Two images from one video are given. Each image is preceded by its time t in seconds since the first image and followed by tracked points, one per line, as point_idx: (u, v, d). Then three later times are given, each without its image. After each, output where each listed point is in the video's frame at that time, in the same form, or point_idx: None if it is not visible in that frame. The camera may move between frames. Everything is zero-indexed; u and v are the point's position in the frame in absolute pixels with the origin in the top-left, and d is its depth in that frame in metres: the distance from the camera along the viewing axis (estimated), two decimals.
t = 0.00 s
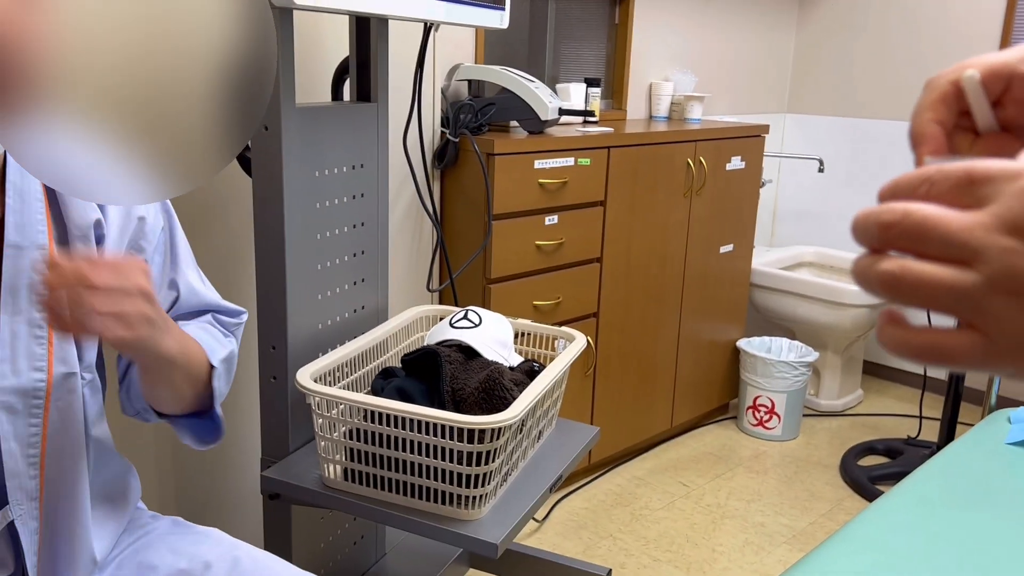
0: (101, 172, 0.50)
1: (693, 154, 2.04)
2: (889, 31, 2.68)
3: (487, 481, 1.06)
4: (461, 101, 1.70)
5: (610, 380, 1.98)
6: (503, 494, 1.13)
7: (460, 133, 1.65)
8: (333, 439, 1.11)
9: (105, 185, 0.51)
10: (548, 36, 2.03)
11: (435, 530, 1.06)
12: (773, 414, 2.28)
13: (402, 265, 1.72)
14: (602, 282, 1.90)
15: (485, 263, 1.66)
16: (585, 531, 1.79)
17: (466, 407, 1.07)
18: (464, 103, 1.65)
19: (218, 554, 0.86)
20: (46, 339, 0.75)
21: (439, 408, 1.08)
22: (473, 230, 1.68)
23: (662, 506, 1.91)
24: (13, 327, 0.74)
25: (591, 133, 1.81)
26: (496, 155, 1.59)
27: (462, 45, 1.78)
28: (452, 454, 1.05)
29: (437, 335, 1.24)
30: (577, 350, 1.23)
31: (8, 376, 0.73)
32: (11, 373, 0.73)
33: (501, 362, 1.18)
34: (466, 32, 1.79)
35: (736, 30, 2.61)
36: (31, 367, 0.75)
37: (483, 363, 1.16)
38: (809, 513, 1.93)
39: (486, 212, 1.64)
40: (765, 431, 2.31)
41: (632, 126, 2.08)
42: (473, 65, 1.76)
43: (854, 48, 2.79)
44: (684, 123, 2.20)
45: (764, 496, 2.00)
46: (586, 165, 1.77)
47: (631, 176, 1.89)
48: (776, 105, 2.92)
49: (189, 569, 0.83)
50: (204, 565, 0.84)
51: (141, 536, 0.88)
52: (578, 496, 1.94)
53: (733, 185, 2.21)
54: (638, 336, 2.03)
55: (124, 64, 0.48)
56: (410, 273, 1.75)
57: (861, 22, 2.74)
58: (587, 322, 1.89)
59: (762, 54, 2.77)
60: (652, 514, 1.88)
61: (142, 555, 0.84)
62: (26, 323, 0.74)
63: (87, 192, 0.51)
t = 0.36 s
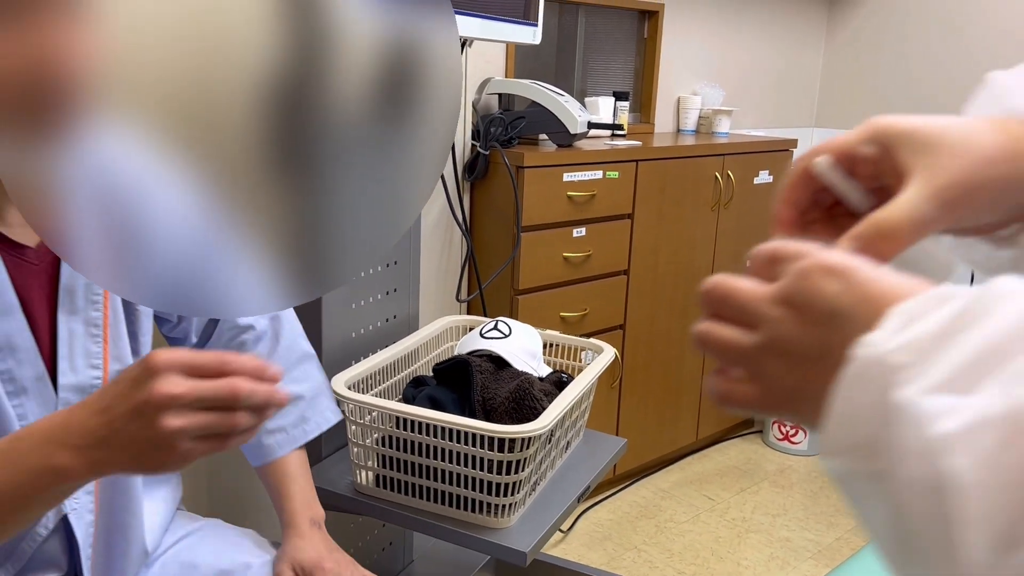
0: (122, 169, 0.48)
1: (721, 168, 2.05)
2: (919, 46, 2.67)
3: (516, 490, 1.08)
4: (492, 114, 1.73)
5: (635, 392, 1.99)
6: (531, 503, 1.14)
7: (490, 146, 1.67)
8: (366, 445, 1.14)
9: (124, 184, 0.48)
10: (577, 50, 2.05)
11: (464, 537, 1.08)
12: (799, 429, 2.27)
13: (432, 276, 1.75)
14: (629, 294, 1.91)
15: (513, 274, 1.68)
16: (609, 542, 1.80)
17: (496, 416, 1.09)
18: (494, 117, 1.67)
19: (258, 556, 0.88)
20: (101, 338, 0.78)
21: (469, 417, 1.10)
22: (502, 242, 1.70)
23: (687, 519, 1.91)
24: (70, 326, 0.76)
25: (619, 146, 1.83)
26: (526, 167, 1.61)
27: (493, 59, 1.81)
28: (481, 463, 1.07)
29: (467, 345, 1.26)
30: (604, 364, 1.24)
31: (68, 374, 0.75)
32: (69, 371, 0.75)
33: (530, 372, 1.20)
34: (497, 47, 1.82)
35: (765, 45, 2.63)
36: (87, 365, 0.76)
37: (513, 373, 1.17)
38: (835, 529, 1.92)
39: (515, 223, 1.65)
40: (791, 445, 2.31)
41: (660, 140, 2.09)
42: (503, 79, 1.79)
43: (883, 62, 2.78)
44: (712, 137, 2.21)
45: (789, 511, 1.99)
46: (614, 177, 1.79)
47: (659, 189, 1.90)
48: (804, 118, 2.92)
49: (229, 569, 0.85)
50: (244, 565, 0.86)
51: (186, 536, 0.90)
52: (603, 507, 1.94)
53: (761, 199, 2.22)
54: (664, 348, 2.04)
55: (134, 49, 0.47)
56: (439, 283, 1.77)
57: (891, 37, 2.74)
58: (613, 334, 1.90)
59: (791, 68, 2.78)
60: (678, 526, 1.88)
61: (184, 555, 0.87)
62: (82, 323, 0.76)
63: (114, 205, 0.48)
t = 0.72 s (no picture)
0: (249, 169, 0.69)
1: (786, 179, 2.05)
2: (989, 57, 2.62)
3: (592, 493, 1.10)
4: (562, 123, 1.75)
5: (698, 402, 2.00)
6: (606, 507, 1.16)
7: (559, 155, 1.70)
8: (445, 444, 1.17)
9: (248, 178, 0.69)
10: (644, 60, 2.07)
11: (541, 537, 1.10)
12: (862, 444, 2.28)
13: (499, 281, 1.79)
14: (693, 305, 1.92)
15: (578, 282, 1.69)
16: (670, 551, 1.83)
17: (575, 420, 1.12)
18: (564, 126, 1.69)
19: (350, 552, 0.93)
20: (233, 333, 0.89)
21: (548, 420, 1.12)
22: (570, 249, 1.72)
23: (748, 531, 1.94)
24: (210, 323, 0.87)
25: (686, 156, 1.84)
26: (595, 175, 1.62)
27: (562, 69, 1.84)
28: (558, 464, 1.09)
29: (542, 349, 1.28)
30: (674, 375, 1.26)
31: (207, 368, 0.86)
32: (208, 366, 0.86)
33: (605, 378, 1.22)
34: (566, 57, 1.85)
35: (830, 56, 2.61)
36: (221, 360, 0.88)
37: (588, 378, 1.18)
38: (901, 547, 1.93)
39: (583, 231, 1.67)
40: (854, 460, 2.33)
41: (725, 150, 2.11)
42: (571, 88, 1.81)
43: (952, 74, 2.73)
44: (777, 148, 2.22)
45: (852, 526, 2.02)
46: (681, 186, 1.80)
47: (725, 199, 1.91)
48: (869, 128, 2.90)
49: (325, 561, 0.90)
50: (339, 558, 0.91)
51: (284, 528, 0.96)
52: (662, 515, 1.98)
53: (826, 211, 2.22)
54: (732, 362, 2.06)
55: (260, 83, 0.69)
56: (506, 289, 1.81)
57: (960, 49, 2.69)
58: (676, 343, 1.91)
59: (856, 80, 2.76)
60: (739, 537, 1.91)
61: (283, 546, 0.92)
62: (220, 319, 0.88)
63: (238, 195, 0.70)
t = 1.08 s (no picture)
0: (344, 163, 0.70)
1: (856, 183, 2.03)
2: None
3: (667, 495, 1.10)
4: (630, 125, 1.75)
5: (763, 407, 2.01)
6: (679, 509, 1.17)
7: (628, 156, 1.70)
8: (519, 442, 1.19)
9: (343, 172, 0.71)
10: (712, 62, 2.07)
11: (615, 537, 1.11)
12: (928, 453, 2.29)
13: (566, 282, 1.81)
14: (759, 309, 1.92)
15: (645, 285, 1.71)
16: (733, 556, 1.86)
17: (650, 421, 1.13)
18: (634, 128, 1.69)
19: (433, 545, 0.94)
20: (329, 327, 0.92)
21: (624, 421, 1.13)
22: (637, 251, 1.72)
23: (810, 539, 1.97)
24: (307, 317, 0.91)
25: (756, 159, 1.82)
26: (664, 178, 1.63)
27: (630, 71, 1.84)
28: (634, 466, 1.10)
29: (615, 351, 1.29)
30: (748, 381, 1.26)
31: (304, 362, 0.90)
32: (305, 360, 0.90)
33: (679, 380, 1.22)
34: (635, 59, 1.85)
35: (901, 58, 2.58)
36: (317, 353, 0.92)
37: (664, 381, 1.20)
38: (968, 559, 1.93)
39: (651, 233, 1.68)
40: (918, 470, 2.31)
41: (792, 153, 2.09)
42: (640, 90, 1.81)
43: None
44: (845, 152, 2.19)
45: (918, 537, 2.01)
46: (749, 190, 1.79)
47: (794, 204, 1.90)
48: (938, 132, 2.83)
49: (409, 552, 0.92)
50: (422, 550, 0.93)
51: (369, 520, 0.98)
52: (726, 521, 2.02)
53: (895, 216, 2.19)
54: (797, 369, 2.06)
55: (353, 79, 0.69)
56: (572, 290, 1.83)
57: None
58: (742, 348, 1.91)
59: (927, 81, 2.71)
60: (801, 545, 1.94)
61: (369, 536, 0.94)
62: (317, 313, 0.91)
63: (333, 188, 0.71)
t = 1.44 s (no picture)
0: (371, 161, 0.69)
1: (887, 182, 2.00)
2: None
3: (696, 497, 1.08)
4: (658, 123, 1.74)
5: (790, 408, 1.99)
6: (708, 511, 1.15)
7: (656, 155, 1.68)
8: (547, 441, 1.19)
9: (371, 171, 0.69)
10: (740, 59, 2.05)
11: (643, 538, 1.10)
12: (958, 456, 2.25)
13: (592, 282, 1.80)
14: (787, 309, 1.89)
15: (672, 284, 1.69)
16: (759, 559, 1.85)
17: (680, 422, 1.12)
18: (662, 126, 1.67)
19: (462, 545, 0.94)
20: (359, 325, 0.92)
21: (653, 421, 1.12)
22: (664, 250, 1.71)
23: (838, 541, 1.95)
24: (336, 315, 0.90)
25: (785, 158, 1.81)
26: (692, 176, 1.62)
27: (658, 70, 1.82)
28: (663, 466, 1.09)
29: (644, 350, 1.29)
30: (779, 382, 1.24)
31: (333, 359, 0.90)
32: (334, 357, 0.90)
33: (709, 381, 1.21)
34: (662, 57, 1.83)
35: (933, 54, 2.54)
36: (346, 351, 0.91)
37: (694, 382, 1.18)
38: (1000, 563, 1.89)
39: (678, 232, 1.66)
40: (949, 473, 2.27)
41: (821, 152, 2.07)
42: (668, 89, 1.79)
43: None
44: (875, 151, 2.16)
45: (948, 541, 1.98)
46: (778, 189, 1.77)
47: (823, 204, 1.88)
48: (970, 131, 2.78)
49: (438, 551, 0.91)
50: (451, 549, 0.92)
51: (397, 519, 0.98)
52: (753, 524, 2.00)
53: (927, 216, 2.16)
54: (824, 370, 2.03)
55: (383, 80, 0.68)
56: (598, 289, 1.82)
57: None
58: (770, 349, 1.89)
59: (959, 79, 2.67)
60: (829, 548, 1.92)
61: (398, 535, 0.94)
62: (346, 312, 0.91)
63: (361, 186, 0.69)
